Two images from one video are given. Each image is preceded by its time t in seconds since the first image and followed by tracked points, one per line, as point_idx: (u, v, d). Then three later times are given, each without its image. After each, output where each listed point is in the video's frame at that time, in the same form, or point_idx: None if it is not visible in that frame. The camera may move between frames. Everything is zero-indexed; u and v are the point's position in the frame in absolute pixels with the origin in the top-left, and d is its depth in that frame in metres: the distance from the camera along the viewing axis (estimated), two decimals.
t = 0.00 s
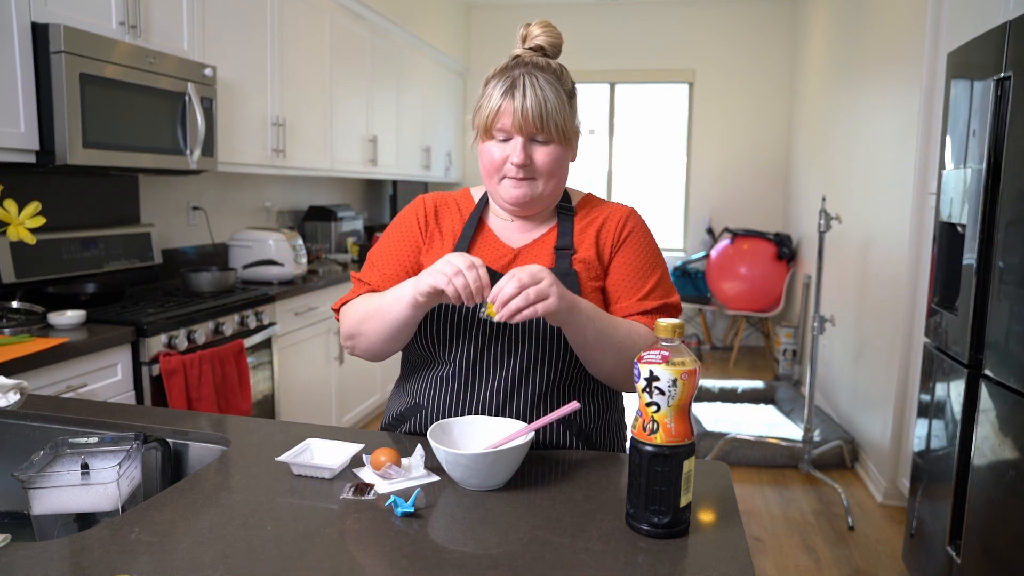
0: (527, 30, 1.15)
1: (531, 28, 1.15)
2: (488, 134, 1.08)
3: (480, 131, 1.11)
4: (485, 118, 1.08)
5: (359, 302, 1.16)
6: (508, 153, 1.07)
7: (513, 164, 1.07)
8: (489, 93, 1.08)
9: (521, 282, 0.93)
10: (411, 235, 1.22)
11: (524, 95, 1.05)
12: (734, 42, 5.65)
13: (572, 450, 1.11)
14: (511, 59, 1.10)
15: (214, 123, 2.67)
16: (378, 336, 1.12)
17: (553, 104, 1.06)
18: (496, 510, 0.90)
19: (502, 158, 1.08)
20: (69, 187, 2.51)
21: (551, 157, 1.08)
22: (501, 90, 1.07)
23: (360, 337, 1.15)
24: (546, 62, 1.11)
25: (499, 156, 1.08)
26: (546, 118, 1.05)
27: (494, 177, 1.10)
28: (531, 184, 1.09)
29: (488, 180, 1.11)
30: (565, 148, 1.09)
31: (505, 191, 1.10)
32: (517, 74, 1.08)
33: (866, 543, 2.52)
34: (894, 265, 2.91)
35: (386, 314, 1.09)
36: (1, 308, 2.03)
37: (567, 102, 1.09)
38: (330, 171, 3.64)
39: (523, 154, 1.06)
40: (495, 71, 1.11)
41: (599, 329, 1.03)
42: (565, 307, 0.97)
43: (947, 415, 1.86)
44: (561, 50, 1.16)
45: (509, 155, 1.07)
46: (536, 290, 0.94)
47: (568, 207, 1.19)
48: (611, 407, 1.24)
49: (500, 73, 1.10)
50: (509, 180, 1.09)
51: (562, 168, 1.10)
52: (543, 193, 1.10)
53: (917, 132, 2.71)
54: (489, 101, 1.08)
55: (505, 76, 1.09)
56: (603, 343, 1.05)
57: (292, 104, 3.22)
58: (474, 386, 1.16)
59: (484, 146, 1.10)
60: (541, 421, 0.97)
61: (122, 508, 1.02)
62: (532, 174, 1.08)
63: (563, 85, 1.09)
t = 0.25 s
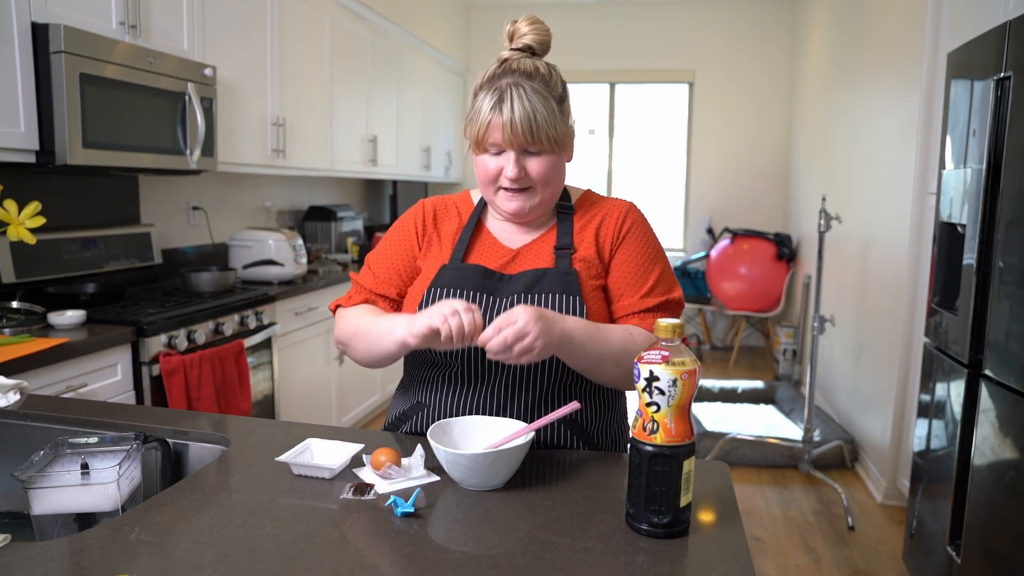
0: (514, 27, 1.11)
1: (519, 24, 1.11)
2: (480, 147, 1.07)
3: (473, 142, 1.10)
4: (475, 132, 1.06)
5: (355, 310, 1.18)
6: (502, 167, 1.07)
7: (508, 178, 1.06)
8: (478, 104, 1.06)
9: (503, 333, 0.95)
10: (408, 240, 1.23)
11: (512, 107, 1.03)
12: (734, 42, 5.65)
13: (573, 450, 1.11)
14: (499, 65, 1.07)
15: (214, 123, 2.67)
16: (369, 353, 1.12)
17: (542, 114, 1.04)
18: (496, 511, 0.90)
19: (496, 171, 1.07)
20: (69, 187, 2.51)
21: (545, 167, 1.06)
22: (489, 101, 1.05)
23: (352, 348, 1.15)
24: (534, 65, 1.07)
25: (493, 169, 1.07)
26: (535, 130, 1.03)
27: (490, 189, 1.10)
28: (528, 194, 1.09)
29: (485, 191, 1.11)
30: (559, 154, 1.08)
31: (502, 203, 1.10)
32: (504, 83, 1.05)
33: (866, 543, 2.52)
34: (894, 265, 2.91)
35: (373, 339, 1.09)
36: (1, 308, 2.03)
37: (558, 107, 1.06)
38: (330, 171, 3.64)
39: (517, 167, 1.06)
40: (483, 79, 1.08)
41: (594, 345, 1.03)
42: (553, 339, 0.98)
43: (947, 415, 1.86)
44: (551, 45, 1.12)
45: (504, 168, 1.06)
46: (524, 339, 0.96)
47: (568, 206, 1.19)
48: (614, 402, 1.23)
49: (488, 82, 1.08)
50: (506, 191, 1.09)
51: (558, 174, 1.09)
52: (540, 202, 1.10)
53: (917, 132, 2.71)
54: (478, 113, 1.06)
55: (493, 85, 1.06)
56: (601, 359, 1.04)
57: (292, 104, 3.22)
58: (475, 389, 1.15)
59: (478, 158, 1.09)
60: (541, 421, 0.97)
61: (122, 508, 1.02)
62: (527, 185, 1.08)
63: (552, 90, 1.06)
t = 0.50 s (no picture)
0: (491, 30, 1.10)
1: (496, 26, 1.10)
2: (464, 155, 1.07)
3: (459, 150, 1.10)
4: (459, 141, 1.06)
5: (363, 334, 1.19)
6: (488, 174, 1.06)
7: (495, 185, 1.06)
8: (459, 113, 1.06)
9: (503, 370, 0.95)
10: (402, 250, 1.24)
11: (492, 113, 1.02)
12: (734, 42, 5.65)
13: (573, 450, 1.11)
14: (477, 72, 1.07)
15: (214, 123, 2.67)
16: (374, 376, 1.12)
17: (523, 118, 1.03)
18: (495, 511, 0.90)
19: (482, 179, 1.07)
20: (69, 187, 2.51)
21: (532, 170, 1.06)
22: (470, 109, 1.05)
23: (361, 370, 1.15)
24: (513, 67, 1.06)
25: (480, 176, 1.07)
26: (518, 135, 1.03)
27: (478, 195, 1.10)
28: (516, 199, 1.08)
29: (474, 198, 1.11)
30: (544, 156, 1.07)
31: (492, 209, 1.10)
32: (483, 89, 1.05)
33: (866, 543, 2.53)
34: (894, 265, 2.91)
35: (376, 375, 1.10)
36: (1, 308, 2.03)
37: (538, 110, 1.05)
38: (330, 171, 3.64)
39: (503, 173, 1.05)
40: (463, 87, 1.08)
41: (593, 355, 1.02)
42: (552, 365, 0.98)
43: (947, 415, 1.86)
44: (529, 44, 1.11)
45: (491, 174, 1.06)
46: (524, 373, 0.96)
47: (558, 203, 1.18)
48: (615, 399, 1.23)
49: (468, 89, 1.07)
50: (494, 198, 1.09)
51: (544, 176, 1.08)
52: (528, 205, 1.09)
53: (917, 132, 2.71)
54: (460, 121, 1.05)
55: (473, 92, 1.06)
56: (602, 366, 1.04)
57: (292, 104, 3.22)
58: (473, 391, 1.15)
59: (465, 166, 1.09)
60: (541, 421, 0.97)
61: (122, 508, 1.02)
62: (515, 190, 1.07)
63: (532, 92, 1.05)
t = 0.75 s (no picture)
0: (479, 27, 1.07)
1: (483, 25, 1.07)
2: (442, 159, 1.07)
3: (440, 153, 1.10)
4: (436, 146, 1.06)
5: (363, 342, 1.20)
6: (464, 179, 1.06)
7: (470, 190, 1.06)
8: (436, 117, 1.05)
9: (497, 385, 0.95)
10: (395, 258, 1.25)
11: (462, 120, 1.01)
12: (734, 43, 5.65)
13: (573, 450, 1.11)
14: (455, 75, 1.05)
15: (214, 123, 2.67)
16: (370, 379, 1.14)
17: (494, 126, 1.01)
18: (495, 511, 0.90)
19: (459, 184, 1.07)
20: (69, 187, 2.51)
21: (506, 175, 1.05)
22: (444, 115, 1.04)
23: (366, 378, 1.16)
24: (491, 71, 1.04)
25: (457, 181, 1.07)
26: (488, 143, 1.01)
27: (458, 198, 1.10)
28: (494, 203, 1.08)
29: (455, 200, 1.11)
30: (521, 161, 1.05)
31: (471, 211, 1.10)
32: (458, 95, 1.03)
33: (866, 543, 2.53)
34: (894, 265, 2.91)
35: (371, 382, 1.10)
36: (1, 308, 2.03)
37: (513, 117, 1.02)
38: (330, 172, 3.64)
39: (477, 179, 1.05)
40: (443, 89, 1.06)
41: (588, 356, 1.02)
42: (547, 370, 0.98)
43: (947, 415, 1.86)
44: (513, 43, 1.07)
45: (466, 180, 1.06)
46: (519, 384, 0.95)
47: (549, 201, 1.18)
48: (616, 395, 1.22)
49: (447, 90, 1.05)
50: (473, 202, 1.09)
51: (522, 179, 1.07)
52: (506, 209, 1.09)
53: (917, 132, 2.71)
54: (436, 126, 1.05)
55: (451, 96, 1.04)
56: (600, 367, 1.04)
57: (292, 104, 3.22)
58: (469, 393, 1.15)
59: (444, 169, 1.09)
60: (542, 421, 0.97)
61: (122, 508, 1.02)
62: (491, 195, 1.07)
63: (506, 98, 1.02)
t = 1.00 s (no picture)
0: (474, 30, 1.08)
1: (479, 27, 1.07)
2: (433, 163, 1.07)
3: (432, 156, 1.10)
4: (426, 151, 1.06)
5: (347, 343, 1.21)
6: (454, 183, 1.07)
7: (459, 194, 1.07)
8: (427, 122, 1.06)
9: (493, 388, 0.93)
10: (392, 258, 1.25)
11: (451, 125, 1.01)
12: (734, 42, 5.65)
13: (572, 451, 1.11)
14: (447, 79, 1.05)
15: (214, 123, 2.67)
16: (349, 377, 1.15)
17: (482, 132, 1.01)
18: (495, 511, 0.90)
19: (449, 187, 1.07)
20: (69, 187, 2.51)
21: (496, 180, 1.05)
22: (434, 120, 1.04)
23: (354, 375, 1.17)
24: (482, 75, 1.04)
25: (447, 185, 1.07)
26: (476, 148, 1.01)
27: (450, 201, 1.11)
28: (484, 207, 1.08)
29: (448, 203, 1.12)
30: (510, 166, 1.05)
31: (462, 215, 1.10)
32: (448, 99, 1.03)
33: (866, 543, 2.53)
34: (894, 265, 2.91)
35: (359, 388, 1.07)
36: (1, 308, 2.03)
37: (501, 122, 1.02)
38: (330, 171, 3.64)
39: (466, 183, 1.05)
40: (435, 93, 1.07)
41: (583, 359, 1.02)
42: (540, 367, 0.97)
43: (947, 415, 1.86)
44: (506, 46, 1.07)
45: (456, 184, 1.06)
46: (510, 386, 0.94)
47: (545, 203, 1.18)
48: (615, 397, 1.22)
49: (438, 94, 1.05)
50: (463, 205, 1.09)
51: (512, 184, 1.07)
52: (496, 213, 1.09)
53: (917, 132, 2.71)
54: (427, 131, 1.05)
55: (442, 101, 1.05)
56: (595, 367, 1.04)
57: (292, 104, 3.22)
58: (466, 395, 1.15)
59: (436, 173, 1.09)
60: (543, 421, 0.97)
61: (122, 509, 1.02)
62: (480, 199, 1.07)
63: (494, 104, 1.02)
